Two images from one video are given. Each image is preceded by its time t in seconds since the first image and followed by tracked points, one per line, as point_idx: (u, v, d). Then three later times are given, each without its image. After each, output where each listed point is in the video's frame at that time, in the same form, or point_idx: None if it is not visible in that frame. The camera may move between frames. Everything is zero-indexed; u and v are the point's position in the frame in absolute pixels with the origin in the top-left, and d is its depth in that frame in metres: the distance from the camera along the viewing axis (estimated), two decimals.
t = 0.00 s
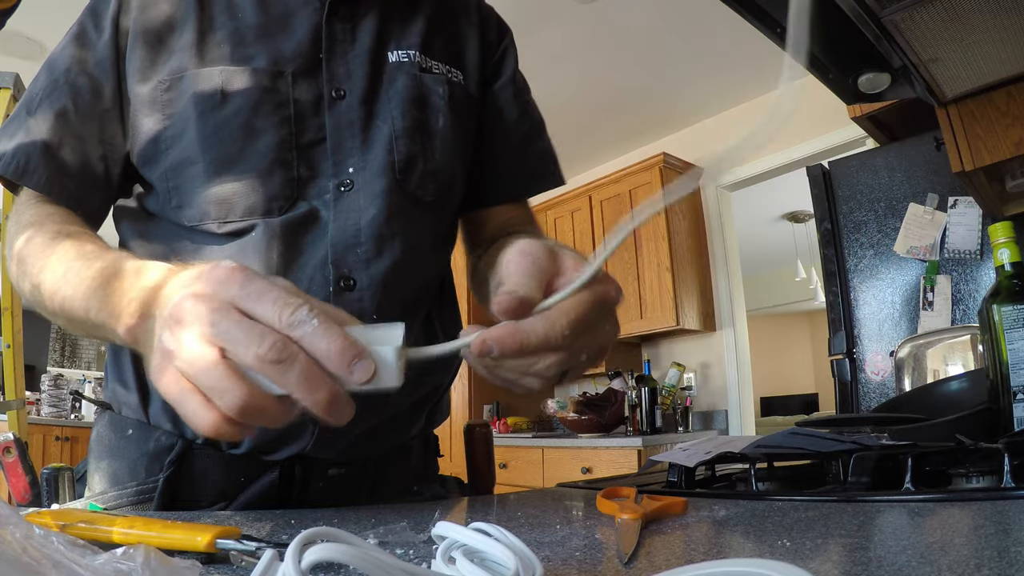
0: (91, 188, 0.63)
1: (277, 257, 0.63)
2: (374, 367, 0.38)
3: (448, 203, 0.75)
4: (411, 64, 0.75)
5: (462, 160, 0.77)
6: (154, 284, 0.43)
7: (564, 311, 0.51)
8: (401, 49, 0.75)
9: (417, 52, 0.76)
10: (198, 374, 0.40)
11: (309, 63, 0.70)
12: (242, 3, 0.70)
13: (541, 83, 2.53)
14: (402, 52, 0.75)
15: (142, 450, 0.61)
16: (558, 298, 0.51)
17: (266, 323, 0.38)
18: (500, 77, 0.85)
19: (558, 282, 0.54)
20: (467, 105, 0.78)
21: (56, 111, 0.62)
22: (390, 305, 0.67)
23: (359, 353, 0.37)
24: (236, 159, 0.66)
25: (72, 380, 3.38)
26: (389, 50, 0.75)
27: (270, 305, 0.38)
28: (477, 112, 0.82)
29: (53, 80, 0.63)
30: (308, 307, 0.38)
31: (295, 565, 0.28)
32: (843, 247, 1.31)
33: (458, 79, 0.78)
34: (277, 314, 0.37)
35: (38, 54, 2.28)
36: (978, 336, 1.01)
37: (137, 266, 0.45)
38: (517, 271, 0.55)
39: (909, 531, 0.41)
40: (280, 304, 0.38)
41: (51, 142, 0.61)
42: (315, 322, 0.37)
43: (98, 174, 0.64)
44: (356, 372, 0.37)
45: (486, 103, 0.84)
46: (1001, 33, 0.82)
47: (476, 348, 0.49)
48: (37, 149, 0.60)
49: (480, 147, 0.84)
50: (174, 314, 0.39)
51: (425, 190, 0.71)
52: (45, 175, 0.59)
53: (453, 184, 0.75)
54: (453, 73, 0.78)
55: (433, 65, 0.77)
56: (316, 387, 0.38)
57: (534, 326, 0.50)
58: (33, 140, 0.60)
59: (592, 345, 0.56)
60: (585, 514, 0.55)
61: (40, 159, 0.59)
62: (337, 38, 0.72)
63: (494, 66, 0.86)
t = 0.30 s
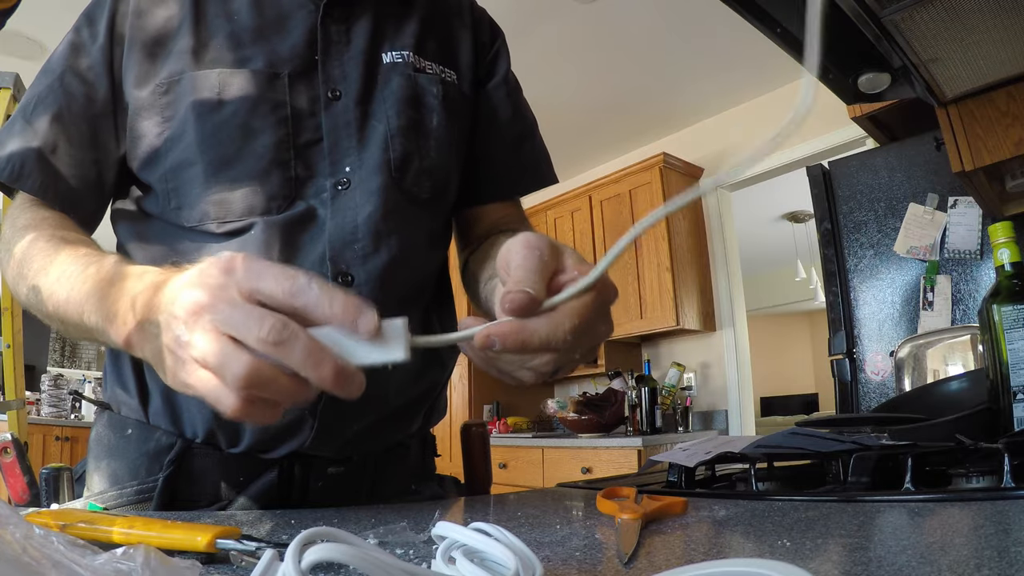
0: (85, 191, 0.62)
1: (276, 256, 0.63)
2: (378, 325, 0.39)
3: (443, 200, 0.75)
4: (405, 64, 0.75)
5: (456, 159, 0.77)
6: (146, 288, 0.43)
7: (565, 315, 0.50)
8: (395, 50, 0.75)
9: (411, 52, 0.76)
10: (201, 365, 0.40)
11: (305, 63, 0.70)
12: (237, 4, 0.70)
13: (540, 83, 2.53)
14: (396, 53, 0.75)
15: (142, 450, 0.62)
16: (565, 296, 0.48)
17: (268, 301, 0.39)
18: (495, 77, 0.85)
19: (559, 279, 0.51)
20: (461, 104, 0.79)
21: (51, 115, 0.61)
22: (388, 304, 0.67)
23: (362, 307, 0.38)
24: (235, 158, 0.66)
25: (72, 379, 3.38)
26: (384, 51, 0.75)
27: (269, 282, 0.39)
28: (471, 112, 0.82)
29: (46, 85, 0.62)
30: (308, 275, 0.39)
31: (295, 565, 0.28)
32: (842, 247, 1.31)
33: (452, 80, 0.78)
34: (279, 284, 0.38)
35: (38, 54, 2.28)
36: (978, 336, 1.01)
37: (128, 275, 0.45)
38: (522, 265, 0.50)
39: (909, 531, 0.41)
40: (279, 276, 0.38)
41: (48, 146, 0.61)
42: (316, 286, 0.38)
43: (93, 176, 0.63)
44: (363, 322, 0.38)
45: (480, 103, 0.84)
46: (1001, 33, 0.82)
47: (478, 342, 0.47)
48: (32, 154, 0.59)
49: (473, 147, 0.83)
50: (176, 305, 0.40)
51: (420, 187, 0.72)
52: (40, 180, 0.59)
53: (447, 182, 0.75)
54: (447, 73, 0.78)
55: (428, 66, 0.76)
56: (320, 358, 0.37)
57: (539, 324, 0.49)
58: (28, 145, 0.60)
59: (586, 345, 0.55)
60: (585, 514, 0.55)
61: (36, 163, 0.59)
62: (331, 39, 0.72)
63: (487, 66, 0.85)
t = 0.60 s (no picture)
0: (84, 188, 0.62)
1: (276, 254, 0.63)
2: (367, 349, 0.40)
3: (440, 197, 0.75)
4: (401, 62, 0.75)
5: (454, 158, 0.78)
6: (161, 271, 0.45)
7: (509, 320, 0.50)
8: (391, 48, 0.75)
9: (406, 50, 0.76)
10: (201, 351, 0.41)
11: (302, 62, 0.70)
12: (234, 3, 0.70)
13: (540, 83, 2.53)
14: (392, 51, 0.75)
15: (141, 450, 0.61)
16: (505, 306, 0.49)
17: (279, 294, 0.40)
18: (491, 76, 0.85)
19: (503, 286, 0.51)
20: (457, 103, 0.79)
21: (50, 114, 0.61)
22: (386, 301, 0.67)
23: (354, 331, 0.39)
24: (232, 156, 0.66)
25: (72, 380, 3.38)
26: (379, 49, 0.75)
27: (284, 277, 0.40)
28: (467, 110, 0.82)
29: (45, 85, 0.62)
30: (321, 287, 0.40)
31: (295, 565, 0.28)
32: (843, 247, 1.30)
33: (448, 78, 0.78)
34: (293, 284, 0.40)
35: (38, 54, 2.28)
36: (978, 336, 1.01)
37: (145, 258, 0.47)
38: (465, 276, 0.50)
39: (909, 531, 0.41)
40: (295, 276, 0.40)
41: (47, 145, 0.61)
42: (324, 295, 0.39)
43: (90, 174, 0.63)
44: (347, 346, 0.38)
45: (476, 100, 0.83)
46: (1001, 33, 0.83)
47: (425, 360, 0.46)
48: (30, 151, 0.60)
49: (469, 145, 0.83)
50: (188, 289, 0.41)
51: (417, 184, 0.72)
52: (40, 178, 0.59)
53: (444, 179, 0.75)
54: (443, 71, 0.78)
55: (424, 64, 0.77)
56: (308, 353, 0.38)
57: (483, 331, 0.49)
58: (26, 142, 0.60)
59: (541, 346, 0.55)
60: (585, 514, 0.55)
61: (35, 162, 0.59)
62: (327, 38, 0.72)
63: (482, 66, 0.86)
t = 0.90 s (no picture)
0: (87, 187, 0.62)
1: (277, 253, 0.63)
2: (384, 354, 0.39)
3: (438, 196, 0.75)
4: (399, 61, 0.75)
5: (451, 158, 0.77)
6: (176, 255, 0.44)
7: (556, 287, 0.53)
8: (389, 47, 0.75)
9: (405, 50, 0.76)
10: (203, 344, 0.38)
11: (300, 60, 0.70)
12: (232, 2, 0.70)
13: (540, 83, 2.53)
14: (390, 50, 0.75)
15: (141, 450, 0.61)
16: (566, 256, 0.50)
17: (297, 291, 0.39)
18: (489, 77, 0.85)
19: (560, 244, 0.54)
20: (455, 102, 0.79)
21: (51, 111, 0.61)
22: (386, 300, 0.67)
23: (375, 333, 0.38)
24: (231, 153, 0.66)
25: (72, 380, 3.38)
26: (377, 48, 0.75)
27: (305, 274, 0.40)
28: (465, 110, 0.82)
29: (47, 84, 0.62)
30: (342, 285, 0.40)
31: (295, 565, 0.28)
32: (843, 247, 1.30)
33: (446, 77, 0.78)
34: (313, 281, 0.39)
35: (39, 54, 2.28)
36: (978, 336, 1.01)
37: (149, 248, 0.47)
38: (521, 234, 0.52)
39: (909, 531, 0.41)
40: (316, 274, 0.40)
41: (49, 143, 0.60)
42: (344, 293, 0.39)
43: (92, 172, 0.63)
44: (363, 350, 0.38)
45: (474, 100, 0.84)
46: (1002, 33, 0.83)
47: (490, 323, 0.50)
48: (32, 148, 0.59)
49: (467, 146, 0.83)
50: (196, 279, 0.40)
51: (416, 183, 0.72)
52: (45, 176, 0.58)
53: (443, 176, 0.75)
54: (440, 71, 0.78)
55: (421, 63, 0.77)
56: (330, 349, 0.37)
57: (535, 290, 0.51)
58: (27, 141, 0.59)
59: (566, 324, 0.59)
60: (585, 514, 0.55)
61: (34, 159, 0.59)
62: (326, 37, 0.72)
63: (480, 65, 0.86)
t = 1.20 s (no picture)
0: (96, 190, 0.61)
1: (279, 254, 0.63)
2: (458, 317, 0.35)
3: (438, 197, 0.75)
4: (397, 63, 0.75)
5: (450, 158, 0.77)
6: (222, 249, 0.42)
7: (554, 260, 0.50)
8: (387, 49, 0.75)
9: (403, 51, 0.76)
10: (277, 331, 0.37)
11: (301, 62, 0.70)
12: (234, 4, 0.70)
13: (540, 83, 2.53)
14: (388, 52, 0.75)
15: (141, 450, 0.61)
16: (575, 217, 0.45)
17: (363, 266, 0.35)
18: (485, 79, 0.85)
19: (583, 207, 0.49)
20: (453, 102, 0.79)
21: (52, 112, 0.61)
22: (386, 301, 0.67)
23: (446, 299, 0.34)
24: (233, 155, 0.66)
25: (72, 380, 3.39)
26: (376, 50, 0.75)
27: (368, 248, 0.35)
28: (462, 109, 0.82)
29: (52, 86, 0.62)
30: (409, 254, 0.35)
31: (295, 565, 0.28)
32: (843, 247, 1.30)
33: (443, 78, 0.78)
34: (375, 256, 0.35)
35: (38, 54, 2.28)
36: (977, 336, 1.01)
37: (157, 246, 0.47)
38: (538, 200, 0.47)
39: (909, 531, 0.41)
40: (378, 247, 0.35)
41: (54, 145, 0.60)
42: (412, 265, 0.34)
43: (101, 174, 0.62)
44: (439, 317, 0.33)
45: (471, 101, 0.84)
46: (1002, 33, 0.83)
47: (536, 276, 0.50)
48: (44, 149, 0.58)
49: (465, 146, 0.83)
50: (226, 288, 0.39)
51: (417, 184, 0.72)
52: (57, 178, 0.57)
53: (443, 176, 0.75)
54: (437, 71, 0.78)
55: (419, 64, 0.77)
56: (410, 323, 0.33)
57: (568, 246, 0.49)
58: (36, 141, 0.58)
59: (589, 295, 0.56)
60: (585, 514, 0.55)
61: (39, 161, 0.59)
62: (327, 39, 0.72)
63: (479, 67, 0.86)
